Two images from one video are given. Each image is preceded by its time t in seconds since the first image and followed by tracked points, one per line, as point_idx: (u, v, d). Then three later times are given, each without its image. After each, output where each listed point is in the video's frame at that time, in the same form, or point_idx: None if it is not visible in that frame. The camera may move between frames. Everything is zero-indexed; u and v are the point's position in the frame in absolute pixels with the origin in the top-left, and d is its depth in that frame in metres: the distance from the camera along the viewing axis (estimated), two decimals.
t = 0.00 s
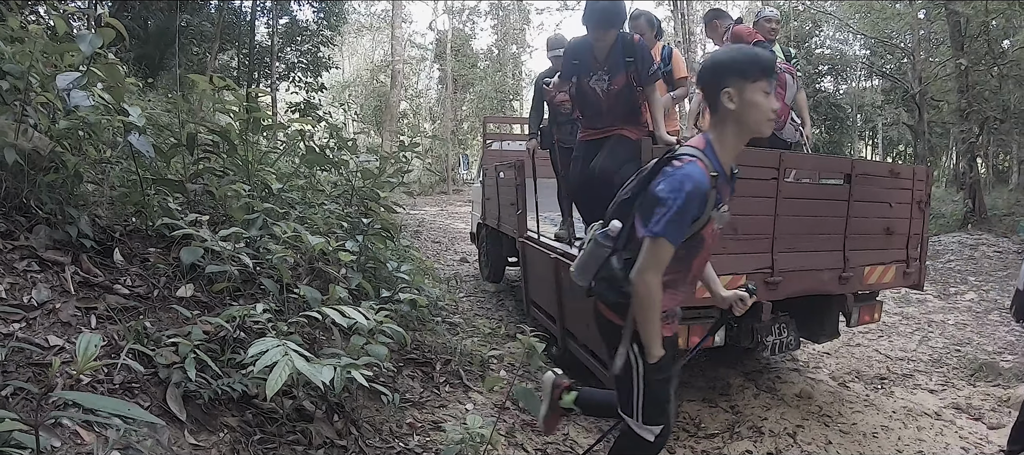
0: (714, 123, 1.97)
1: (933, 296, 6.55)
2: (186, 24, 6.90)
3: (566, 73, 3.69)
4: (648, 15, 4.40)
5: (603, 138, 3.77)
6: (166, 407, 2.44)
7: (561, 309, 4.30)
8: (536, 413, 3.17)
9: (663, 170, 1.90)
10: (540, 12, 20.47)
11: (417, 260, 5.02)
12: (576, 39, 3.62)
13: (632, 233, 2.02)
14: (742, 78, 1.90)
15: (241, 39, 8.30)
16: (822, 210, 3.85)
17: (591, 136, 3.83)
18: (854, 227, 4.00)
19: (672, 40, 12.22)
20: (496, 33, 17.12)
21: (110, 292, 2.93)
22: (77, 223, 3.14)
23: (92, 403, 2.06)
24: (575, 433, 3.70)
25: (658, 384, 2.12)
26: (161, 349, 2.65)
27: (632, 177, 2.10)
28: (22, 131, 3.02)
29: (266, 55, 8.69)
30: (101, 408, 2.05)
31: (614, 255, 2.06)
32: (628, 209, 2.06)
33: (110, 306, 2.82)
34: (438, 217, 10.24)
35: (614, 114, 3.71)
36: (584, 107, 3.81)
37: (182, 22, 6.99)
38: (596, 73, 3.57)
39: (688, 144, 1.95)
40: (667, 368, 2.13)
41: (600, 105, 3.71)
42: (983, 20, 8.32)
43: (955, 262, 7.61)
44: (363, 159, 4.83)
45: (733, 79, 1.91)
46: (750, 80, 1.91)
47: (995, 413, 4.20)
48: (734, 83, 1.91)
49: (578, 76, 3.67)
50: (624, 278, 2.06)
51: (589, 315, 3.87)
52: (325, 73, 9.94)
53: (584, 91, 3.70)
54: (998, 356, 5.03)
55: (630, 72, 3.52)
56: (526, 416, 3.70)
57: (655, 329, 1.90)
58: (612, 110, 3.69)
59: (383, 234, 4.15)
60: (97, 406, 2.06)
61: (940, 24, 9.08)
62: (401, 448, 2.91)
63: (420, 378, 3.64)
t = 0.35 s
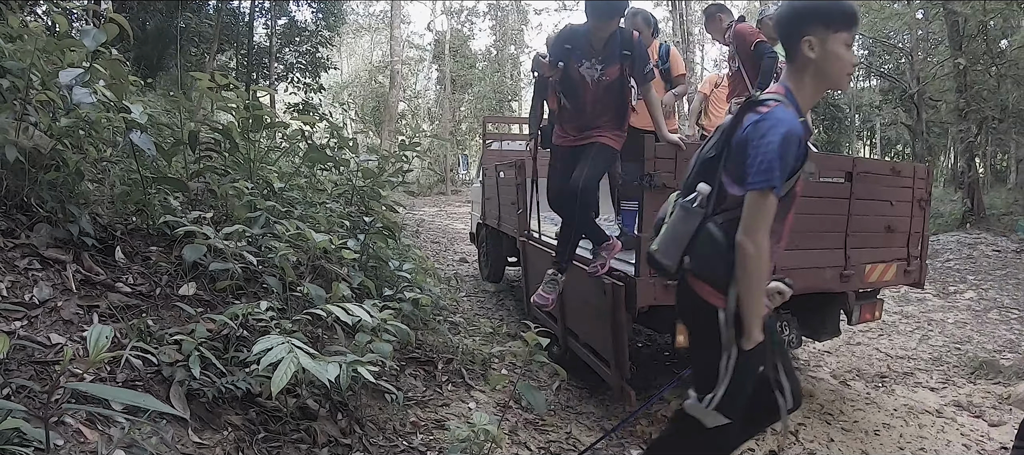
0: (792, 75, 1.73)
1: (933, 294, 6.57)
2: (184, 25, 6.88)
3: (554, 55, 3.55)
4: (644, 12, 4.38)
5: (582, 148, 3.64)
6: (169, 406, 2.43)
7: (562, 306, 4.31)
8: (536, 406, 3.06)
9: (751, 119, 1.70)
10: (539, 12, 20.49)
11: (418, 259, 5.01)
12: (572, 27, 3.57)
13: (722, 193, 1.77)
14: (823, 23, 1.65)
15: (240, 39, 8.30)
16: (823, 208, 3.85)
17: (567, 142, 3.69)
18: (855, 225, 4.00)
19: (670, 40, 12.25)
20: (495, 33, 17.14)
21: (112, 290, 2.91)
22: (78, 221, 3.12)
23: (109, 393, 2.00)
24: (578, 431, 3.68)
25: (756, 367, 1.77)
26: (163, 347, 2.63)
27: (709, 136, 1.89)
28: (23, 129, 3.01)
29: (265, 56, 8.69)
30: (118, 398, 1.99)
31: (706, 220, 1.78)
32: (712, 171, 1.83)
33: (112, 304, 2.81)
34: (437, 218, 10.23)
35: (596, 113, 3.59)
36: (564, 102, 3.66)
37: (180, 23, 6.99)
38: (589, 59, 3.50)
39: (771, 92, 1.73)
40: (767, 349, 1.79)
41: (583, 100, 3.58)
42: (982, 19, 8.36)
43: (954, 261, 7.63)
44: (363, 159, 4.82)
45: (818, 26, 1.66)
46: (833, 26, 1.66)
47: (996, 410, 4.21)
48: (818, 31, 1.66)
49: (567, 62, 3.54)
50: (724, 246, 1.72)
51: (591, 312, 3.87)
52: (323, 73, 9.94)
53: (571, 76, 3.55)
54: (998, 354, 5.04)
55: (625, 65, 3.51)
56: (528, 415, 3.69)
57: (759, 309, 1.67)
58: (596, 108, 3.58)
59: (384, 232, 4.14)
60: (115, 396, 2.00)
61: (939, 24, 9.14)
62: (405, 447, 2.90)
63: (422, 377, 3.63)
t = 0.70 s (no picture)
0: (867, 75, 1.90)
1: (931, 292, 6.58)
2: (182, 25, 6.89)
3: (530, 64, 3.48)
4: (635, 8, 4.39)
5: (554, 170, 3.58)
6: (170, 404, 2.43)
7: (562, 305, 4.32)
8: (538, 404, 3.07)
9: (840, 115, 1.81)
10: (538, 12, 20.51)
11: (418, 258, 5.01)
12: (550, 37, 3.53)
13: (813, 196, 1.86)
14: (902, 29, 1.82)
15: (237, 39, 8.31)
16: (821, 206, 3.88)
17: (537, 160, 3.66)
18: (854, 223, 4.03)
19: (667, 39, 12.26)
20: (493, 32, 17.16)
21: (112, 289, 2.91)
22: (78, 221, 3.13)
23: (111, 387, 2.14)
24: (578, 429, 3.69)
25: (882, 378, 1.81)
26: (164, 346, 2.63)
27: (783, 141, 2.03)
28: (22, 129, 3.02)
29: (263, 56, 8.69)
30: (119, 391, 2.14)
31: (799, 217, 1.85)
32: (796, 169, 1.94)
33: (112, 303, 2.81)
34: (436, 217, 10.24)
35: (572, 128, 3.60)
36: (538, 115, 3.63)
37: (178, 23, 7.00)
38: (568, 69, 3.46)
39: (852, 93, 1.86)
40: (881, 360, 1.84)
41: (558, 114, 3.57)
42: (980, 18, 8.38)
43: (952, 259, 7.65)
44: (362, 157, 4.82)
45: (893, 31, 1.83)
46: (910, 32, 1.83)
47: (995, 407, 4.22)
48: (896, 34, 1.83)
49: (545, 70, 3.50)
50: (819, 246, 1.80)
51: (590, 311, 3.89)
52: (321, 73, 9.94)
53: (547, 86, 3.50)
54: (997, 351, 5.06)
55: (605, 75, 3.50)
56: (528, 413, 3.70)
57: (863, 313, 1.72)
58: (572, 122, 3.58)
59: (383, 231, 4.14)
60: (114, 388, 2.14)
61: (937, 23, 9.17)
62: (405, 445, 2.90)
63: (422, 375, 3.63)
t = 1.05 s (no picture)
0: (953, 80, 1.92)
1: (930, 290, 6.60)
2: (180, 25, 6.89)
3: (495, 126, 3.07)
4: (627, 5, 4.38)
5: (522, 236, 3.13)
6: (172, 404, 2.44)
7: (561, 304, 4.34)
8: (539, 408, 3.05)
9: (936, 135, 1.81)
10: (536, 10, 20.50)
11: (418, 257, 5.02)
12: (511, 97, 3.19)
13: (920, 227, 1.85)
14: (985, 30, 1.84)
15: (235, 39, 8.31)
16: (819, 204, 3.92)
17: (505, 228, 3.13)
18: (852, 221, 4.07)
19: (666, 38, 12.27)
20: (491, 32, 17.16)
21: (114, 289, 2.92)
22: (79, 221, 3.13)
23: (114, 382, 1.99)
24: (578, 428, 3.70)
25: (1003, 391, 1.87)
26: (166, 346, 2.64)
27: (871, 187, 2.02)
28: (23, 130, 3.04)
29: (261, 56, 8.69)
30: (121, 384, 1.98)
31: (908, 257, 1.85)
32: (895, 215, 1.94)
33: (114, 303, 2.81)
34: (436, 217, 10.24)
35: (545, 193, 3.14)
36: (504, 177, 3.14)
37: (176, 23, 7.00)
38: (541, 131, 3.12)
39: (931, 106, 1.89)
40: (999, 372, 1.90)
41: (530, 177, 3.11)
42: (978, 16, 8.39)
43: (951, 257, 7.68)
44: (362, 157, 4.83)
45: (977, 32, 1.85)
46: (993, 33, 1.84)
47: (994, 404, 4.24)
48: (979, 36, 1.84)
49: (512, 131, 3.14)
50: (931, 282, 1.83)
51: (590, 309, 3.91)
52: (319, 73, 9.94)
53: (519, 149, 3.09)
54: (995, 349, 5.08)
55: (578, 136, 3.19)
56: (528, 411, 3.71)
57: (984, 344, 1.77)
58: (546, 187, 3.14)
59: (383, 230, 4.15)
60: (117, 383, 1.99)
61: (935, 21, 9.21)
62: (406, 443, 2.91)
63: (423, 374, 3.64)
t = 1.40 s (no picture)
0: None
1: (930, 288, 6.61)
2: (180, 26, 6.90)
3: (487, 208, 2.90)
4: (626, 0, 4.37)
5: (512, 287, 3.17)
6: (176, 400, 2.44)
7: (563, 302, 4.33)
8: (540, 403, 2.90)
9: None
10: (535, 9, 20.49)
11: (419, 255, 5.02)
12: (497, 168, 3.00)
13: None
14: None
15: (234, 39, 8.32)
16: (821, 201, 3.92)
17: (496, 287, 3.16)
18: (853, 218, 4.07)
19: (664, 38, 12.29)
20: (491, 31, 17.16)
21: (116, 286, 2.92)
22: (81, 218, 3.13)
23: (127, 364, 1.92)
24: (581, 425, 3.69)
25: None
26: (170, 343, 2.64)
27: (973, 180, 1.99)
28: (24, 127, 3.04)
29: (260, 56, 8.70)
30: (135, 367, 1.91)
31: None
32: (1001, 208, 1.90)
33: (117, 299, 2.82)
34: (436, 216, 10.24)
35: (534, 252, 3.17)
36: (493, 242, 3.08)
37: (175, 24, 7.01)
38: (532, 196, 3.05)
39: None
40: None
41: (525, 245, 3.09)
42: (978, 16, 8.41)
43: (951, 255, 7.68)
44: (363, 155, 4.82)
45: None
46: None
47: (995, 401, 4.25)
48: None
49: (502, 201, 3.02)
50: None
51: (592, 307, 3.91)
52: (319, 73, 9.94)
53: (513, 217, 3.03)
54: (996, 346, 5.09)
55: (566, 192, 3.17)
56: (531, 408, 3.70)
57: None
58: (536, 246, 3.16)
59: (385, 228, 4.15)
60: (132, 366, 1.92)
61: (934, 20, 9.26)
62: (410, 440, 2.91)
63: (425, 371, 3.64)
